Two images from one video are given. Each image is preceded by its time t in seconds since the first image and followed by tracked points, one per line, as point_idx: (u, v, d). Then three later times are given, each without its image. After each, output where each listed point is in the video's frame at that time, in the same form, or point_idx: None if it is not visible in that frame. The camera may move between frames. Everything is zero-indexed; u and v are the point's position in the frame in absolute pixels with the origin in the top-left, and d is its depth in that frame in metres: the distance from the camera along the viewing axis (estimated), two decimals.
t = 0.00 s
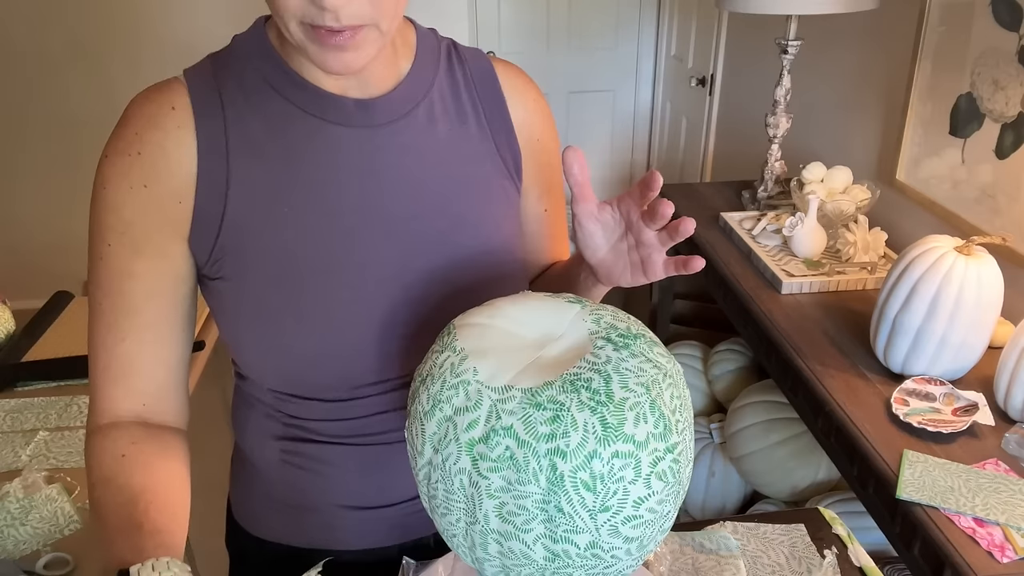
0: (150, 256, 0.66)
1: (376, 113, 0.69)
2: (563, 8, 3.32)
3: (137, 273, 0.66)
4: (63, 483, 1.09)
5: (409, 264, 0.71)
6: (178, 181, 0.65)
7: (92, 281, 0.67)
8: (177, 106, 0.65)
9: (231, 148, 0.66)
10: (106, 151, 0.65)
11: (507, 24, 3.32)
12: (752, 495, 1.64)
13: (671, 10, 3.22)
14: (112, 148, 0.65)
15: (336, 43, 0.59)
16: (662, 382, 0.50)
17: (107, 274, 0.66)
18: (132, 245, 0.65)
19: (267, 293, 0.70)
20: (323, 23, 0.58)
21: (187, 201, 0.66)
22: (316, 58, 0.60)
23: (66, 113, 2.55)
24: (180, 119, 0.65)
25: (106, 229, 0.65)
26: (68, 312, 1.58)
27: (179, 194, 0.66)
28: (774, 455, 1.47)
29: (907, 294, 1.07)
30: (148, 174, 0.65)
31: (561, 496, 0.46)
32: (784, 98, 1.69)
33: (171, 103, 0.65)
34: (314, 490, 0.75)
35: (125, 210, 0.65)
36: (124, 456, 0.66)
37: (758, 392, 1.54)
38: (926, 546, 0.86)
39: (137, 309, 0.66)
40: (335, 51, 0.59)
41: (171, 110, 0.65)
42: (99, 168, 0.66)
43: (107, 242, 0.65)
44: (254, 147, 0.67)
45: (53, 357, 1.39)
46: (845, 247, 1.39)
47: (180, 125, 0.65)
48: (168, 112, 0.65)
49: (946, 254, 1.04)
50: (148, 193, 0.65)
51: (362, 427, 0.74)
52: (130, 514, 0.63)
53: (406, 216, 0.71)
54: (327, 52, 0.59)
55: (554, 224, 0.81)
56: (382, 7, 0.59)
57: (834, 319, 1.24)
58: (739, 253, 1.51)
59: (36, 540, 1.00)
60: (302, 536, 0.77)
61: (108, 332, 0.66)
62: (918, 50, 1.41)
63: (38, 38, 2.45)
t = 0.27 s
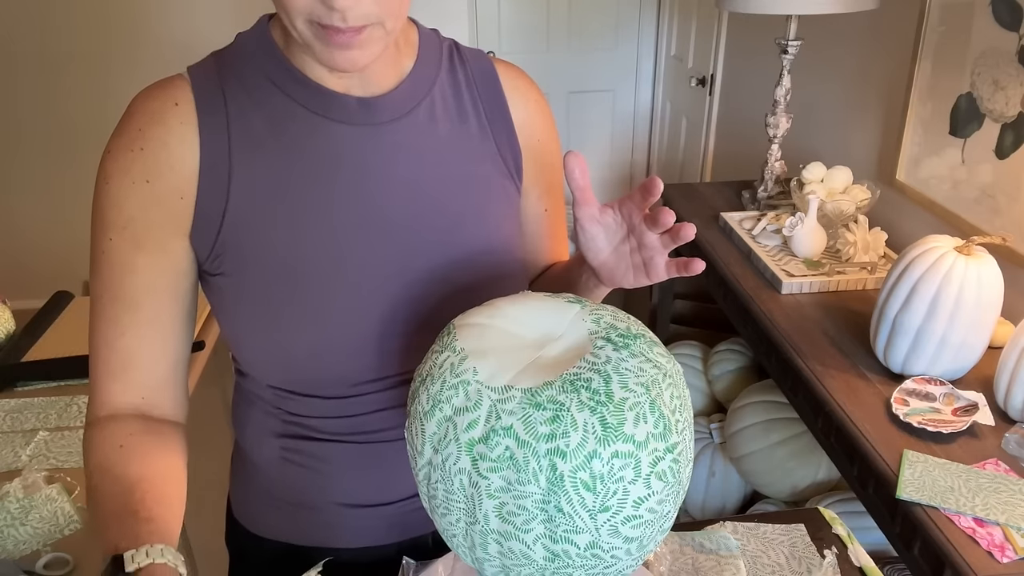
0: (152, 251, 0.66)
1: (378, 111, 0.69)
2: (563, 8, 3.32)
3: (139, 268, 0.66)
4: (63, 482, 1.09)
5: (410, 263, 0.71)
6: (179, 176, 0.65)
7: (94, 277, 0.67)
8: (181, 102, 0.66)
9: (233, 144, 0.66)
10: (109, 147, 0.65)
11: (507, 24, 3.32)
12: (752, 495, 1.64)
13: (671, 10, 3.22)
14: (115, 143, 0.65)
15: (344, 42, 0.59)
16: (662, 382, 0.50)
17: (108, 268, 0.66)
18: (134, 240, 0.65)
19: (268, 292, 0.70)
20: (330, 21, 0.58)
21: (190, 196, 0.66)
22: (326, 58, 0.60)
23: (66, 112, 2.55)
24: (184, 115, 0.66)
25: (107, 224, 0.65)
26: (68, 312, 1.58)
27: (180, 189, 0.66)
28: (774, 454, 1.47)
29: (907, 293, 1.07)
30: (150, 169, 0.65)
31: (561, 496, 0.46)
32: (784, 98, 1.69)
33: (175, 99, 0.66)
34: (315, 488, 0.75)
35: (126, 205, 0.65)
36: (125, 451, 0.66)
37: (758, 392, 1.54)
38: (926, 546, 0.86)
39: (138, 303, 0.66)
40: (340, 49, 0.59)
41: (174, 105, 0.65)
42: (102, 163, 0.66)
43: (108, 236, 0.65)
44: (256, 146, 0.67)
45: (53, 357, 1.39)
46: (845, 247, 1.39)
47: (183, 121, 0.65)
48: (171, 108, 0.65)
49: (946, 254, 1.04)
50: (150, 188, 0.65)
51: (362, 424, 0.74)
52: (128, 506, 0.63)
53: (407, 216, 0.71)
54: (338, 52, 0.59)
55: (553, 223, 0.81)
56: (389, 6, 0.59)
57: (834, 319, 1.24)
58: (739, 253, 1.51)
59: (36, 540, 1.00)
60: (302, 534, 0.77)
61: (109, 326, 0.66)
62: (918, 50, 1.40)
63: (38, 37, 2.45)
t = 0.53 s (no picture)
0: (160, 250, 0.66)
1: (379, 110, 0.69)
2: (563, 8, 3.32)
3: (145, 267, 0.66)
4: (63, 483, 1.10)
5: (410, 263, 0.71)
6: (182, 174, 0.65)
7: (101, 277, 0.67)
8: (184, 100, 0.66)
9: (236, 143, 0.67)
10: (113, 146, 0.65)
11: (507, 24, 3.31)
12: (752, 495, 1.64)
13: (671, 10, 3.22)
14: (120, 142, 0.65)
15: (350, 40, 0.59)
16: (662, 383, 0.50)
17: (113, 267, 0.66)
18: (141, 239, 0.65)
19: (268, 291, 0.70)
20: (336, 20, 0.58)
21: (194, 193, 0.66)
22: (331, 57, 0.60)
23: (65, 113, 2.55)
24: (186, 114, 0.65)
25: (115, 223, 0.65)
26: (67, 312, 1.58)
27: (185, 187, 0.66)
28: (774, 454, 1.47)
29: (907, 293, 1.07)
30: (155, 168, 0.65)
31: (561, 496, 0.46)
32: (784, 98, 1.69)
33: (178, 97, 0.66)
34: (316, 487, 0.75)
35: (132, 204, 0.65)
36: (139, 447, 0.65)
37: (758, 392, 1.54)
38: (926, 546, 0.86)
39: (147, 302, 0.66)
40: (345, 47, 0.59)
41: (178, 104, 0.65)
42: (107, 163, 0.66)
43: (116, 237, 0.65)
44: (257, 145, 0.67)
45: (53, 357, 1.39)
46: (845, 247, 1.39)
47: (186, 120, 0.65)
48: (174, 107, 0.65)
49: (946, 254, 1.04)
50: (156, 187, 0.65)
51: (362, 421, 0.74)
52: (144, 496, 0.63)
53: (407, 215, 0.71)
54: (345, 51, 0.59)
55: (552, 222, 0.81)
56: (394, 6, 0.59)
57: (834, 319, 1.24)
58: (739, 253, 1.51)
59: (36, 540, 1.00)
60: (303, 532, 0.77)
61: (118, 326, 0.66)
62: (918, 50, 1.40)
63: (38, 38, 2.45)
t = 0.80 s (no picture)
0: (164, 250, 0.66)
1: (378, 109, 0.69)
2: (563, 8, 3.32)
3: (152, 267, 0.66)
4: (63, 482, 1.10)
5: (410, 262, 0.71)
6: (185, 172, 0.65)
7: (107, 275, 0.67)
8: (184, 100, 0.66)
9: (236, 142, 0.67)
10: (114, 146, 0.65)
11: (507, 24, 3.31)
12: (752, 495, 1.64)
13: (671, 10, 3.22)
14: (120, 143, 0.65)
15: (353, 38, 0.59)
16: (662, 383, 0.50)
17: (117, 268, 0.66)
18: (145, 239, 0.65)
19: (269, 289, 0.70)
20: (337, 19, 0.58)
21: (197, 192, 0.66)
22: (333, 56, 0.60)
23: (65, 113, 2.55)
24: (187, 114, 0.65)
25: (120, 223, 0.65)
26: (68, 312, 1.58)
27: (187, 185, 0.66)
28: (774, 454, 1.47)
29: (907, 293, 1.06)
30: (158, 168, 0.65)
31: (561, 496, 0.46)
32: (784, 98, 1.69)
33: (179, 97, 0.65)
34: (318, 485, 0.75)
35: (135, 205, 0.65)
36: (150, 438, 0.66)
37: (758, 392, 1.54)
38: (926, 546, 0.86)
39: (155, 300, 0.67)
40: (346, 47, 0.59)
41: (179, 104, 0.65)
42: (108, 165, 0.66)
43: (121, 238, 0.65)
44: (259, 145, 0.67)
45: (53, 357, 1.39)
46: (845, 247, 1.39)
47: (187, 120, 0.65)
48: (175, 107, 0.65)
49: (946, 254, 1.04)
50: (158, 187, 0.65)
51: (363, 419, 0.74)
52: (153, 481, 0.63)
53: (407, 214, 0.71)
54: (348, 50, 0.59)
55: (552, 220, 0.81)
56: (395, 5, 0.59)
57: (834, 319, 1.24)
58: (739, 253, 1.51)
59: (36, 540, 1.00)
60: (306, 531, 0.77)
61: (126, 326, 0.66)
62: (918, 50, 1.40)
63: (38, 38, 2.45)
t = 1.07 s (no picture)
0: (165, 249, 0.67)
1: (375, 106, 0.69)
2: (563, 8, 3.32)
3: (156, 269, 0.67)
4: (63, 483, 1.09)
5: (409, 261, 0.71)
6: (183, 172, 0.66)
7: (116, 277, 0.68)
8: (181, 101, 0.66)
9: (233, 140, 0.67)
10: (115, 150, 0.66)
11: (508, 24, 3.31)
12: (752, 495, 1.64)
13: (671, 10, 3.22)
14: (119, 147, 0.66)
15: (365, 29, 0.59)
16: (662, 383, 0.50)
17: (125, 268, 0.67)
18: (147, 240, 0.66)
19: (268, 288, 0.70)
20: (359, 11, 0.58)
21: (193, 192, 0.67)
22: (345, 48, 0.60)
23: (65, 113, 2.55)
24: (184, 115, 0.66)
25: (123, 226, 0.66)
26: (67, 312, 1.58)
27: (184, 185, 0.66)
28: (775, 454, 1.47)
29: (906, 294, 1.06)
30: (158, 170, 0.65)
31: (561, 496, 0.46)
32: (784, 98, 1.69)
33: (176, 100, 0.66)
34: (320, 484, 0.75)
35: (136, 207, 0.66)
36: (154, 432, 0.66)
37: (758, 392, 1.54)
38: (926, 546, 0.86)
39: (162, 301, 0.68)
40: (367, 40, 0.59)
41: (175, 105, 0.65)
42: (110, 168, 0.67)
43: (126, 239, 0.66)
44: (256, 144, 0.67)
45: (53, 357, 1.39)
46: (845, 247, 1.39)
47: (184, 121, 0.66)
48: (172, 108, 0.65)
49: (946, 254, 1.04)
50: (157, 189, 0.65)
51: (364, 417, 0.74)
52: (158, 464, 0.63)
53: (406, 212, 0.71)
54: (360, 41, 0.60)
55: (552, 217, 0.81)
56: None
57: (834, 319, 1.24)
58: (739, 253, 1.51)
59: (36, 540, 1.00)
60: (308, 530, 0.77)
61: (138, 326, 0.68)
62: (918, 50, 1.40)
63: (38, 38, 2.45)
